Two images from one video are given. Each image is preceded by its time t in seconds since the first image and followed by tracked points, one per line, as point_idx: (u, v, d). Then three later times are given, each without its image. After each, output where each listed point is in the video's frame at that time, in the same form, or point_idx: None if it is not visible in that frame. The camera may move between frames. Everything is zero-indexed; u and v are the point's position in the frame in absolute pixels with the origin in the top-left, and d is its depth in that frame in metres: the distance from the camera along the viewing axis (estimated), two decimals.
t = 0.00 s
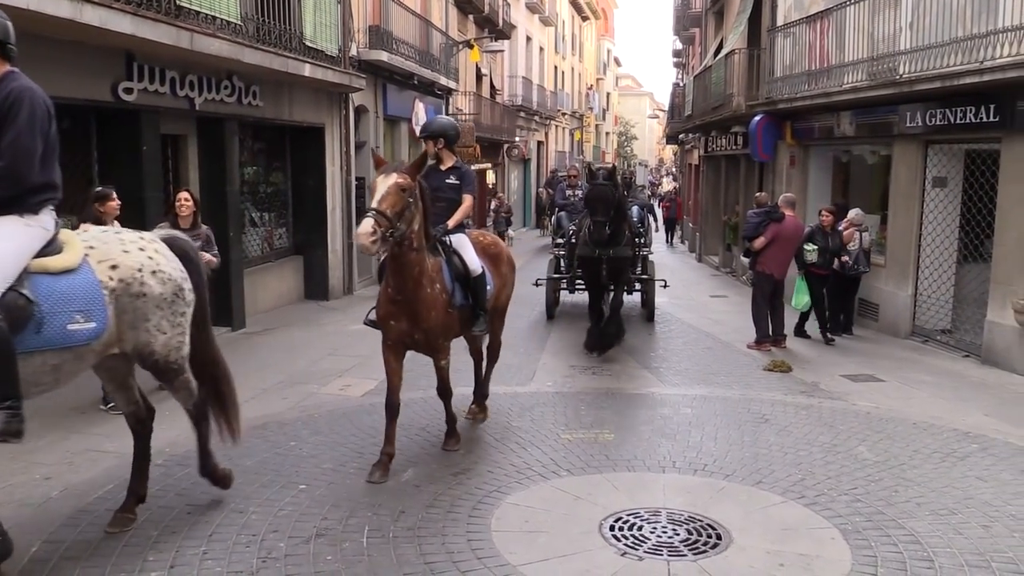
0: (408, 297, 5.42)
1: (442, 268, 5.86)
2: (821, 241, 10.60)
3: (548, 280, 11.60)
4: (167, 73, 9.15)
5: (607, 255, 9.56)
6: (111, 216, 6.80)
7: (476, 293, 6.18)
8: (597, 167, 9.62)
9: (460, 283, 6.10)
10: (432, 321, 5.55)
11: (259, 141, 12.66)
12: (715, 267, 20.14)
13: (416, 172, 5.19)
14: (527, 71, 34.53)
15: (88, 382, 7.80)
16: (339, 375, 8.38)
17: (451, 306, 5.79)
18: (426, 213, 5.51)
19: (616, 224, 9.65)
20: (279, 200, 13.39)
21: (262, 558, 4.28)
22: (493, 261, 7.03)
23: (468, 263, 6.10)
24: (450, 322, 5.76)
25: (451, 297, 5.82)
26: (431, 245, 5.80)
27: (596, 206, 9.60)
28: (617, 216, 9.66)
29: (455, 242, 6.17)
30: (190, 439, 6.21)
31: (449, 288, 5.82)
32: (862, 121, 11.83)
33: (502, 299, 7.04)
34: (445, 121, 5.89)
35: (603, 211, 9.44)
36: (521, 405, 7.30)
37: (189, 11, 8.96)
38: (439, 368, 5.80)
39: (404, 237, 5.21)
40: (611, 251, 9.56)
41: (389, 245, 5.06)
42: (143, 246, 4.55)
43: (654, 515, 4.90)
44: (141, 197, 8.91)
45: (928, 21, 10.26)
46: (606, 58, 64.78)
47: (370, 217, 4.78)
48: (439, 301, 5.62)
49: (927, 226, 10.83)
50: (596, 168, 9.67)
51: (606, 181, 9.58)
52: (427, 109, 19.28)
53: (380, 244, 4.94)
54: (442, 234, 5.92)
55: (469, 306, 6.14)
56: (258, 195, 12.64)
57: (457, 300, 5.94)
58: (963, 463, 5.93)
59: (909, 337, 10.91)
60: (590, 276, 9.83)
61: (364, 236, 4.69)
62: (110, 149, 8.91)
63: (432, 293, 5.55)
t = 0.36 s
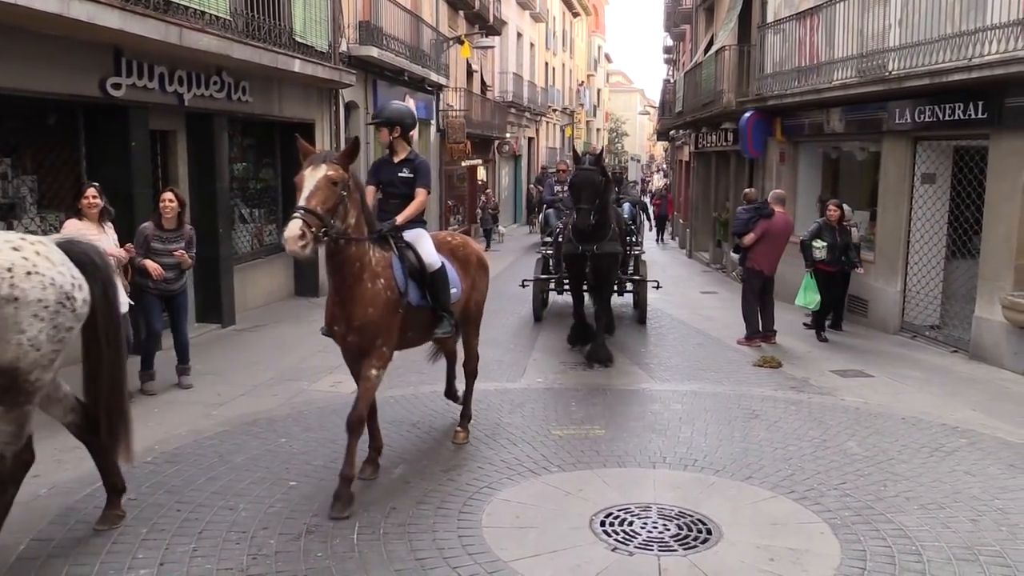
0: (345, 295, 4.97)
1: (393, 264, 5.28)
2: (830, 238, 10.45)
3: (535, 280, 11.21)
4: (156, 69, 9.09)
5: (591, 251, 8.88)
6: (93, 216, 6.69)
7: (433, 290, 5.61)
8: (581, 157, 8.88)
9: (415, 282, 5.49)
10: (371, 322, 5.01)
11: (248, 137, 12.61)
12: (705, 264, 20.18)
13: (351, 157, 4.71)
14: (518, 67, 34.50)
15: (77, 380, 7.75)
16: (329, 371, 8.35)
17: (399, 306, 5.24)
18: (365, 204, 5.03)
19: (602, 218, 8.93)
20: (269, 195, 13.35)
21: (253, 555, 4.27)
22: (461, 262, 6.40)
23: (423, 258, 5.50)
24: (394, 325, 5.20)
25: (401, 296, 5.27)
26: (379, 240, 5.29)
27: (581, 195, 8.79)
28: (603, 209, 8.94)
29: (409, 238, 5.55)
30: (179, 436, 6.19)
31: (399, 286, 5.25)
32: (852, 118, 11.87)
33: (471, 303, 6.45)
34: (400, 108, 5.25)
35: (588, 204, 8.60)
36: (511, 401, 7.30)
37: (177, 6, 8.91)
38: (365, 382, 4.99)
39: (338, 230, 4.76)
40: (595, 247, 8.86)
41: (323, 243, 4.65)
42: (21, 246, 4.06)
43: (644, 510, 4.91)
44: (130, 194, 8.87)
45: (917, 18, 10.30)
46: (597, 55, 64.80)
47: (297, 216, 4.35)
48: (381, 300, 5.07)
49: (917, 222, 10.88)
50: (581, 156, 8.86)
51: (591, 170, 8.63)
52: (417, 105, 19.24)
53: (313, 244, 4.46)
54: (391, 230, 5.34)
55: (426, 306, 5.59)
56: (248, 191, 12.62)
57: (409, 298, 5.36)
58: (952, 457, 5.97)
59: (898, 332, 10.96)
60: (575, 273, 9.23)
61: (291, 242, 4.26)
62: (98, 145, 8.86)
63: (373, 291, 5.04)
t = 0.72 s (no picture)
0: (282, 299, 4.55)
1: (344, 265, 4.86)
2: (838, 234, 9.96)
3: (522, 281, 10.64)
4: (144, 66, 9.04)
5: (570, 257, 7.91)
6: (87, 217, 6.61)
7: (388, 296, 5.10)
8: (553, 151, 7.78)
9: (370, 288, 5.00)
10: (313, 328, 4.60)
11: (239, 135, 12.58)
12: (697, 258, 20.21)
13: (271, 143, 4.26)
14: (509, 63, 34.47)
15: (68, 379, 7.72)
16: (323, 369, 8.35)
17: (347, 311, 4.80)
18: (303, 195, 4.63)
19: (580, 218, 7.90)
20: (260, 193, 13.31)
21: (246, 553, 4.26)
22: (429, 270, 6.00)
23: (379, 262, 5.02)
24: (341, 333, 4.76)
25: (350, 300, 4.83)
26: (326, 238, 4.88)
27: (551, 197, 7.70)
28: (579, 207, 7.87)
29: (365, 238, 5.12)
30: (172, 435, 6.17)
31: (348, 290, 4.82)
32: (842, 112, 11.90)
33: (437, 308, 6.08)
34: (355, 92, 4.95)
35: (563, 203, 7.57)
36: (504, 397, 7.30)
37: (165, 3, 8.86)
38: (325, 394, 4.73)
39: (266, 225, 4.33)
40: (575, 253, 7.90)
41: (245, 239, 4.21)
42: None
43: (637, 504, 4.92)
44: (121, 192, 8.84)
45: (907, 12, 10.33)
46: (588, 50, 64.80)
47: (209, 211, 3.92)
48: (325, 304, 4.65)
49: (907, 215, 10.92)
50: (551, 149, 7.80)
51: (563, 168, 7.56)
52: (408, 102, 19.22)
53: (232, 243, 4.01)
54: (340, 226, 4.92)
55: (381, 314, 5.10)
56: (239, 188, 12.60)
57: (360, 305, 4.90)
58: (943, 449, 6.00)
59: (889, 325, 11.00)
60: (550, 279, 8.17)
61: (205, 237, 3.84)
62: (87, 144, 8.82)
63: (315, 294, 4.62)
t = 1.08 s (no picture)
0: (208, 319, 3.97)
1: (276, 276, 4.28)
2: (848, 230, 9.59)
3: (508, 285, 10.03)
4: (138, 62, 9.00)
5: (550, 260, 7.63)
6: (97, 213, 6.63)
7: (329, 307, 4.51)
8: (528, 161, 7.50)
9: (308, 297, 4.42)
10: (251, 351, 4.08)
11: (234, 132, 12.56)
12: (692, 255, 20.23)
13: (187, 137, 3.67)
14: (504, 60, 34.42)
15: (62, 376, 7.70)
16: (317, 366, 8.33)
17: (286, 330, 4.26)
18: (228, 196, 4.04)
19: (561, 221, 7.66)
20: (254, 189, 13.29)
21: (239, 550, 4.26)
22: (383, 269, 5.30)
23: (318, 268, 4.41)
24: (275, 353, 4.20)
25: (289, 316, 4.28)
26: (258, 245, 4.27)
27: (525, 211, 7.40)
28: (558, 211, 7.62)
29: (302, 242, 4.49)
30: (165, 432, 6.15)
31: (282, 304, 4.26)
32: (836, 109, 11.91)
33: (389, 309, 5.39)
34: (303, 77, 4.35)
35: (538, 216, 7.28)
36: (498, 394, 7.29)
37: None
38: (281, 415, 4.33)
39: (174, 230, 3.77)
40: (555, 256, 7.63)
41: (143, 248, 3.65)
42: None
43: (631, 501, 4.92)
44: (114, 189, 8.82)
45: (901, 10, 10.35)
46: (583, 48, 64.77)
47: (89, 212, 3.36)
48: (260, 324, 4.12)
49: (901, 212, 10.94)
50: (528, 160, 7.55)
51: (538, 183, 7.25)
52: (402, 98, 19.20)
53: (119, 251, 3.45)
54: (275, 231, 4.32)
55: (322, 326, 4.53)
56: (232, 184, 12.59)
57: (295, 318, 4.32)
58: (935, 446, 6.02)
59: (882, 322, 11.02)
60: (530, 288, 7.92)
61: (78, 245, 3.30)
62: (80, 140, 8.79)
63: (250, 313, 4.08)
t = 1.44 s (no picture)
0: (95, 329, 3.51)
1: (191, 279, 3.78)
2: (861, 232, 9.35)
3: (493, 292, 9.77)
4: (134, 61, 8.98)
5: (526, 260, 6.86)
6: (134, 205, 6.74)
7: (257, 314, 3.96)
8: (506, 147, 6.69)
9: (228, 305, 3.88)
10: (135, 360, 3.52)
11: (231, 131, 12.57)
12: (689, 254, 20.25)
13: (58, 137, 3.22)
14: (501, 59, 34.43)
15: (59, 375, 7.69)
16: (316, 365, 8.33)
17: (190, 340, 3.72)
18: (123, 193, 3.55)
19: (537, 214, 6.87)
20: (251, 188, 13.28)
21: (235, 550, 4.25)
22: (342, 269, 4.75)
23: (239, 272, 3.85)
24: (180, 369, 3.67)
25: (197, 325, 3.74)
26: (171, 247, 3.79)
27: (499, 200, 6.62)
28: (533, 214, 6.86)
29: (233, 242, 3.98)
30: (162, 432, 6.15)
31: (195, 311, 3.74)
32: (833, 108, 11.92)
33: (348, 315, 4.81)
34: (220, 65, 3.81)
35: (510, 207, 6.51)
36: (496, 394, 7.30)
37: None
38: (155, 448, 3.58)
39: (56, 244, 3.29)
40: (532, 254, 6.85)
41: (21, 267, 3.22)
42: None
43: (628, 500, 4.92)
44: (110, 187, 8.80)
45: (898, 9, 10.36)
46: (580, 47, 64.76)
47: None
48: (152, 331, 3.57)
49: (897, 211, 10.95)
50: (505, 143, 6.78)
51: (514, 171, 6.51)
52: (400, 98, 19.20)
53: None
54: (191, 231, 3.82)
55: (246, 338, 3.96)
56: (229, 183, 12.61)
57: (210, 328, 3.79)
58: (931, 444, 6.03)
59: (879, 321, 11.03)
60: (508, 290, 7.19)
61: None
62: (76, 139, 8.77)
63: (140, 319, 3.55)
